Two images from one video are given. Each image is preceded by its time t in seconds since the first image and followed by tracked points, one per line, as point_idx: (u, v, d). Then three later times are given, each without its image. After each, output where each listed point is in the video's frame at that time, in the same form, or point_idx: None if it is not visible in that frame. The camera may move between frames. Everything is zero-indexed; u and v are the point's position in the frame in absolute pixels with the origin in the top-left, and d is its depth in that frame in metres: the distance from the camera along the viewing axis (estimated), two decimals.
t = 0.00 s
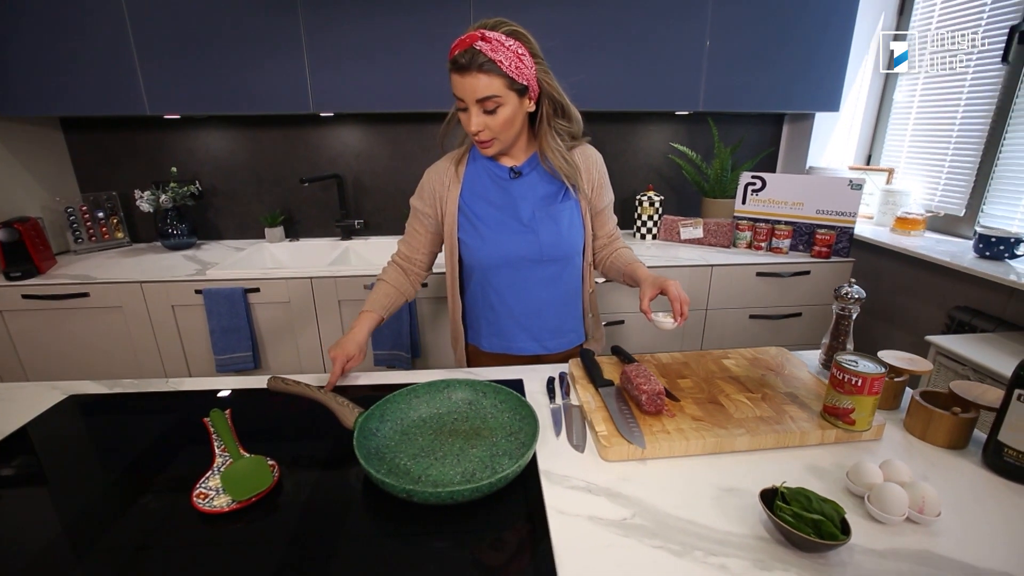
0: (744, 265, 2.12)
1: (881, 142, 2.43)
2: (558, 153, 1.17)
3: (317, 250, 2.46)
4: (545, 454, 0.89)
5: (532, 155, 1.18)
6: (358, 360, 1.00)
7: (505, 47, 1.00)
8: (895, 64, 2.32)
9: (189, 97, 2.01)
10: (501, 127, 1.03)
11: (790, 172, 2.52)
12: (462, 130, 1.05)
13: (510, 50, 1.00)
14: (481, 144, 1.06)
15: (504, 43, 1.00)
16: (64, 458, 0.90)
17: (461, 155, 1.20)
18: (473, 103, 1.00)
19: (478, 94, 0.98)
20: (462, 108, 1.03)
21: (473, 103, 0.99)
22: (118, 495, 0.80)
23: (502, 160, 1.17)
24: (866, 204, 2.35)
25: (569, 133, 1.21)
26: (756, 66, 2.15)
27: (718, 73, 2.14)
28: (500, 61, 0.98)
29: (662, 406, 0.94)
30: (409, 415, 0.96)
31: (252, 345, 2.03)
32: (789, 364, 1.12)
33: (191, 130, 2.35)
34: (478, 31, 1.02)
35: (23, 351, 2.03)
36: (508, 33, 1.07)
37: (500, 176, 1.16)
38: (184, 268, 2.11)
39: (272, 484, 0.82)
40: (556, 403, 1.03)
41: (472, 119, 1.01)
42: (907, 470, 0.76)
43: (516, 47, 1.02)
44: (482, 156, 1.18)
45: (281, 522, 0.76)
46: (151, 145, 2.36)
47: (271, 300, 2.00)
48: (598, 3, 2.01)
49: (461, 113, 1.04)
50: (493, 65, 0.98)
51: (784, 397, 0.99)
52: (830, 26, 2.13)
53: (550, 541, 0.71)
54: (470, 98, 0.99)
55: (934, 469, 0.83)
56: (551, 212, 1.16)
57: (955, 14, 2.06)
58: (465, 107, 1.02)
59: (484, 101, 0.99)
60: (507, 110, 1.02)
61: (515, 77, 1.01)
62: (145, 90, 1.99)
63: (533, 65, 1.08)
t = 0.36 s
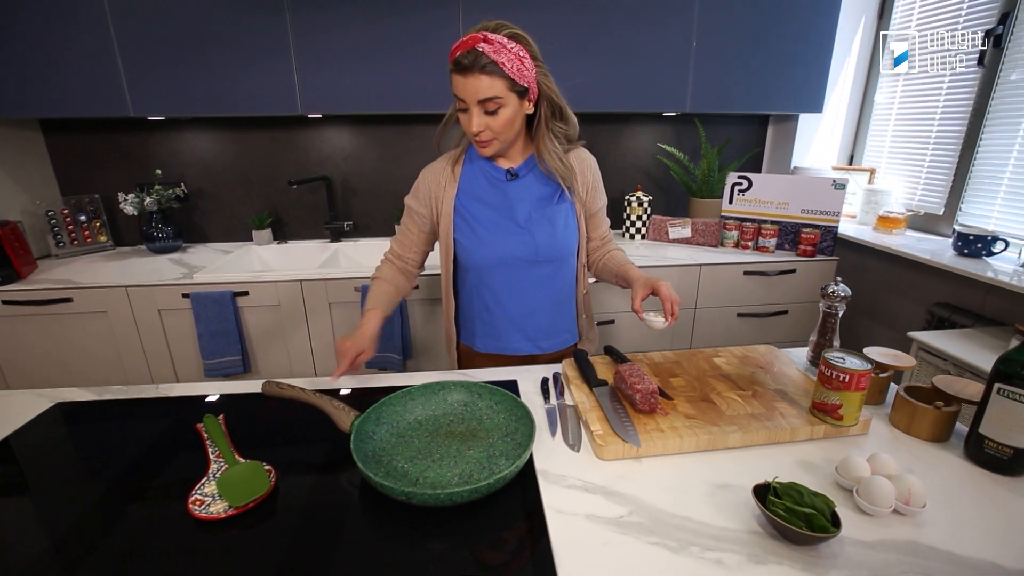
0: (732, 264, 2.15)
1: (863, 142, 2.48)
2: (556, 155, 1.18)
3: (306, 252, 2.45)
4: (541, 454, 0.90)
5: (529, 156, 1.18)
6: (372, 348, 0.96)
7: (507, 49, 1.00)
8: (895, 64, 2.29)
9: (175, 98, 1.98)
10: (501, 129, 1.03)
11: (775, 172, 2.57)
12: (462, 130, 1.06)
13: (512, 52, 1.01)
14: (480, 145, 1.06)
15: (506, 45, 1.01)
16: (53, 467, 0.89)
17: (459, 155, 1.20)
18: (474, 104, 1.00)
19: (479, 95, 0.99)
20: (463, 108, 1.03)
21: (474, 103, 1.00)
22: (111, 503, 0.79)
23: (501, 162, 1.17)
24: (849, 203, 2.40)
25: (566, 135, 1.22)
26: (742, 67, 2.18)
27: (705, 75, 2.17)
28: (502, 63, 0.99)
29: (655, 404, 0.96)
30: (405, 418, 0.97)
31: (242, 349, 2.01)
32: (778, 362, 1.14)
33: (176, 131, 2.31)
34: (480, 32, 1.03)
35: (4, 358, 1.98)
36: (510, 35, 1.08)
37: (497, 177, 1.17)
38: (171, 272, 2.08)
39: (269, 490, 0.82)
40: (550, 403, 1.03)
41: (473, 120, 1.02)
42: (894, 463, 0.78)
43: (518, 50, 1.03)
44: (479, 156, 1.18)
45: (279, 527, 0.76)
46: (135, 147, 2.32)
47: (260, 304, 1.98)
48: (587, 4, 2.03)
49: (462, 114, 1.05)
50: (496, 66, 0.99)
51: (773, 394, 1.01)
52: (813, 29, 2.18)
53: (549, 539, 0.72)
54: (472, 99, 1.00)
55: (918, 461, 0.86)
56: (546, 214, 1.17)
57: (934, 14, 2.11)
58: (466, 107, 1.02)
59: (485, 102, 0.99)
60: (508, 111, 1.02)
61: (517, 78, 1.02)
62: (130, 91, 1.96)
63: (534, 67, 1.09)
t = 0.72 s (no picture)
0: (719, 263, 2.16)
1: (845, 142, 2.51)
2: (560, 155, 1.25)
3: (291, 254, 2.41)
4: (529, 458, 0.89)
5: (536, 155, 1.23)
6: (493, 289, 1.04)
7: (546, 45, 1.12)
8: (894, 64, 2.24)
9: (155, 98, 1.94)
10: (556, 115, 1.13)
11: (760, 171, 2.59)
12: (524, 119, 1.08)
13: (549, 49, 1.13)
14: (539, 132, 1.11)
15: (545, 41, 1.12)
16: (26, 480, 0.86)
17: (464, 156, 1.21)
18: (546, 89, 1.06)
19: (548, 80, 1.06)
20: (527, 96, 1.06)
21: (544, 89, 1.06)
22: (87, 516, 0.77)
23: (518, 161, 1.21)
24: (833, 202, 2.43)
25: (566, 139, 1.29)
26: (727, 68, 2.20)
27: (690, 75, 2.18)
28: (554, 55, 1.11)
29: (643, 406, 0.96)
30: (391, 423, 0.95)
31: (225, 354, 1.98)
32: (764, 361, 1.14)
33: (156, 132, 2.27)
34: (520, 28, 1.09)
35: None
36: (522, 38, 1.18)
37: (505, 175, 1.20)
38: (152, 276, 2.04)
39: (252, 501, 0.80)
40: (538, 406, 1.03)
41: (544, 103, 1.07)
42: (880, 462, 0.78)
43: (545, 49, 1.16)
44: (487, 156, 1.20)
45: (261, 538, 0.74)
46: (113, 149, 2.27)
47: (244, 308, 1.95)
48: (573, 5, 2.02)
49: (523, 103, 1.07)
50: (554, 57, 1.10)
51: (761, 394, 1.01)
52: (797, 30, 2.20)
53: (537, 545, 0.71)
54: (546, 83, 1.06)
55: (903, 459, 0.86)
56: (553, 212, 1.22)
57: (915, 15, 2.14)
58: (534, 93, 1.06)
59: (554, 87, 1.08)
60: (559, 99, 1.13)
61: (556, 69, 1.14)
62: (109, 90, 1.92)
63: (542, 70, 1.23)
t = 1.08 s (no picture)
0: (705, 263, 2.15)
1: (829, 141, 2.51)
2: (600, 158, 1.25)
3: (271, 256, 2.36)
4: (507, 469, 0.86)
5: (576, 157, 1.23)
6: (522, 286, 1.02)
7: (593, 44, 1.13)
8: (894, 64, 2.16)
9: (126, 97, 1.88)
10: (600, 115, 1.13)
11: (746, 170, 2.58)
12: (575, 117, 1.07)
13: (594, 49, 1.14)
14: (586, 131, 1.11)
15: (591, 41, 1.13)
16: None
17: (503, 155, 1.20)
18: (596, 87, 1.07)
19: (598, 78, 1.07)
20: (578, 94, 1.06)
21: (594, 87, 1.07)
22: (34, 539, 0.72)
23: (559, 161, 1.20)
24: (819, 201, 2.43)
25: (604, 143, 1.28)
26: (712, 67, 2.18)
27: (675, 74, 2.16)
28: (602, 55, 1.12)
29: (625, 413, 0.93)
30: (364, 434, 0.92)
31: (202, 360, 1.92)
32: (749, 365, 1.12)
33: (129, 131, 2.20)
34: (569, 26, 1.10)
35: None
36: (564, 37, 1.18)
37: (547, 175, 1.19)
38: (125, 280, 1.97)
39: (212, 521, 0.75)
40: (518, 413, 0.99)
41: (593, 101, 1.07)
42: (865, 470, 0.76)
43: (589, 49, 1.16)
44: (528, 155, 1.19)
45: (220, 560, 0.70)
46: (84, 148, 2.19)
47: (220, 312, 1.89)
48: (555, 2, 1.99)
49: (574, 100, 1.07)
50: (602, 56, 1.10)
51: (746, 399, 0.99)
52: (781, 28, 2.18)
53: (512, 564, 0.68)
54: (596, 81, 1.07)
55: (889, 465, 0.84)
56: (594, 215, 1.21)
57: (897, 13, 2.15)
58: (585, 91, 1.06)
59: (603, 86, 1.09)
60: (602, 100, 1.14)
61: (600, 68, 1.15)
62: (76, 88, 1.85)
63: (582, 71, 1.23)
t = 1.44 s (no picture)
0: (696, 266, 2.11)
1: (821, 142, 2.49)
2: (657, 163, 1.16)
3: (254, 260, 2.30)
4: (485, 489, 0.82)
5: (631, 160, 1.16)
6: (550, 289, 1.05)
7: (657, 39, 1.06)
8: (894, 64, 2.10)
9: (101, 98, 1.82)
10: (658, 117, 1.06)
11: (737, 171, 2.55)
12: (626, 119, 1.02)
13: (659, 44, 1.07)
14: (638, 134, 1.05)
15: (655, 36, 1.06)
16: None
17: (553, 152, 1.18)
18: (653, 88, 1.01)
19: (655, 79, 1.01)
20: (631, 94, 1.01)
21: (650, 88, 1.00)
22: None
23: (610, 164, 1.15)
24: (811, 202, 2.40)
25: (665, 146, 1.19)
26: (702, 66, 2.15)
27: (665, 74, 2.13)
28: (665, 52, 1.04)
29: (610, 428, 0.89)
30: (336, 452, 0.87)
31: (180, 368, 1.87)
32: (740, 374, 1.08)
33: (106, 133, 2.14)
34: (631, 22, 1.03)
35: None
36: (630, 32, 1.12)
37: (592, 178, 1.14)
38: (101, 285, 1.92)
39: (167, 549, 0.71)
40: (498, 428, 0.95)
41: (648, 103, 1.01)
42: (858, 489, 0.72)
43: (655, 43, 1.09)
44: (578, 155, 1.16)
45: None
46: (60, 150, 2.13)
47: (199, 319, 1.84)
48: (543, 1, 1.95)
49: (626, 101, 1.01)
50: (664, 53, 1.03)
51: (735, 411, 0.95)
52: (773, 28, 2.15)
53: None
54: (652, 82, 1.00)
55: (883, 481, 0.81)
56: (639, 225, 1.14)
57: (889, 13, 2.12)
58: (640, 92, 1.00)
59: (660, 87, 1.02)
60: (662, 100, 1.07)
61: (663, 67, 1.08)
62: (49, 87, 1.80)
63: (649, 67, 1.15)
